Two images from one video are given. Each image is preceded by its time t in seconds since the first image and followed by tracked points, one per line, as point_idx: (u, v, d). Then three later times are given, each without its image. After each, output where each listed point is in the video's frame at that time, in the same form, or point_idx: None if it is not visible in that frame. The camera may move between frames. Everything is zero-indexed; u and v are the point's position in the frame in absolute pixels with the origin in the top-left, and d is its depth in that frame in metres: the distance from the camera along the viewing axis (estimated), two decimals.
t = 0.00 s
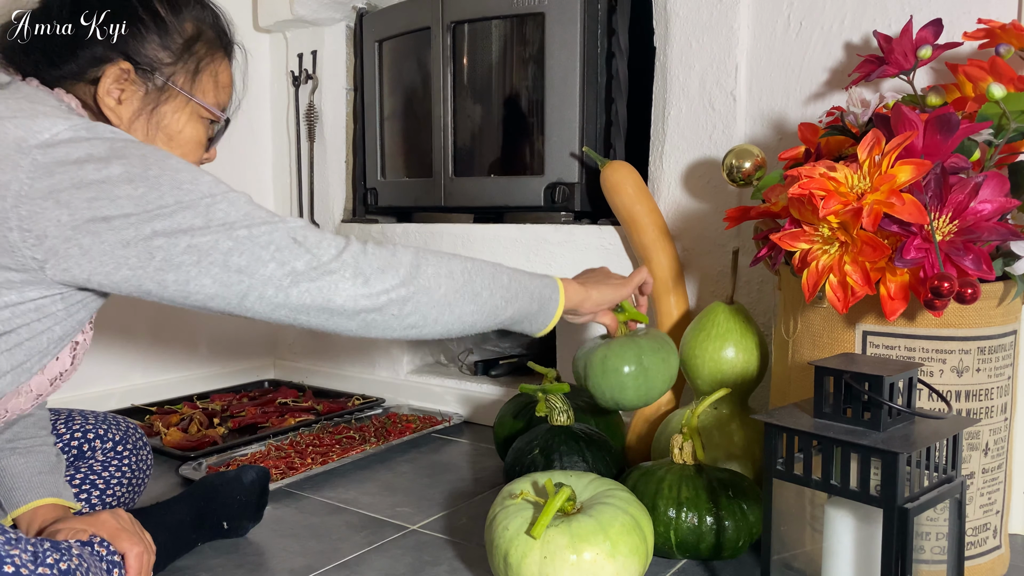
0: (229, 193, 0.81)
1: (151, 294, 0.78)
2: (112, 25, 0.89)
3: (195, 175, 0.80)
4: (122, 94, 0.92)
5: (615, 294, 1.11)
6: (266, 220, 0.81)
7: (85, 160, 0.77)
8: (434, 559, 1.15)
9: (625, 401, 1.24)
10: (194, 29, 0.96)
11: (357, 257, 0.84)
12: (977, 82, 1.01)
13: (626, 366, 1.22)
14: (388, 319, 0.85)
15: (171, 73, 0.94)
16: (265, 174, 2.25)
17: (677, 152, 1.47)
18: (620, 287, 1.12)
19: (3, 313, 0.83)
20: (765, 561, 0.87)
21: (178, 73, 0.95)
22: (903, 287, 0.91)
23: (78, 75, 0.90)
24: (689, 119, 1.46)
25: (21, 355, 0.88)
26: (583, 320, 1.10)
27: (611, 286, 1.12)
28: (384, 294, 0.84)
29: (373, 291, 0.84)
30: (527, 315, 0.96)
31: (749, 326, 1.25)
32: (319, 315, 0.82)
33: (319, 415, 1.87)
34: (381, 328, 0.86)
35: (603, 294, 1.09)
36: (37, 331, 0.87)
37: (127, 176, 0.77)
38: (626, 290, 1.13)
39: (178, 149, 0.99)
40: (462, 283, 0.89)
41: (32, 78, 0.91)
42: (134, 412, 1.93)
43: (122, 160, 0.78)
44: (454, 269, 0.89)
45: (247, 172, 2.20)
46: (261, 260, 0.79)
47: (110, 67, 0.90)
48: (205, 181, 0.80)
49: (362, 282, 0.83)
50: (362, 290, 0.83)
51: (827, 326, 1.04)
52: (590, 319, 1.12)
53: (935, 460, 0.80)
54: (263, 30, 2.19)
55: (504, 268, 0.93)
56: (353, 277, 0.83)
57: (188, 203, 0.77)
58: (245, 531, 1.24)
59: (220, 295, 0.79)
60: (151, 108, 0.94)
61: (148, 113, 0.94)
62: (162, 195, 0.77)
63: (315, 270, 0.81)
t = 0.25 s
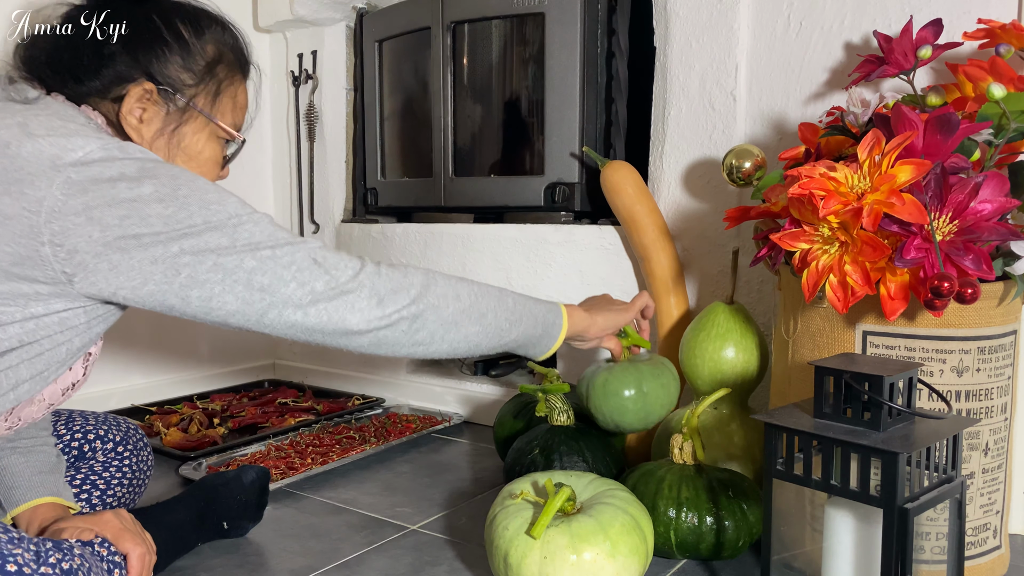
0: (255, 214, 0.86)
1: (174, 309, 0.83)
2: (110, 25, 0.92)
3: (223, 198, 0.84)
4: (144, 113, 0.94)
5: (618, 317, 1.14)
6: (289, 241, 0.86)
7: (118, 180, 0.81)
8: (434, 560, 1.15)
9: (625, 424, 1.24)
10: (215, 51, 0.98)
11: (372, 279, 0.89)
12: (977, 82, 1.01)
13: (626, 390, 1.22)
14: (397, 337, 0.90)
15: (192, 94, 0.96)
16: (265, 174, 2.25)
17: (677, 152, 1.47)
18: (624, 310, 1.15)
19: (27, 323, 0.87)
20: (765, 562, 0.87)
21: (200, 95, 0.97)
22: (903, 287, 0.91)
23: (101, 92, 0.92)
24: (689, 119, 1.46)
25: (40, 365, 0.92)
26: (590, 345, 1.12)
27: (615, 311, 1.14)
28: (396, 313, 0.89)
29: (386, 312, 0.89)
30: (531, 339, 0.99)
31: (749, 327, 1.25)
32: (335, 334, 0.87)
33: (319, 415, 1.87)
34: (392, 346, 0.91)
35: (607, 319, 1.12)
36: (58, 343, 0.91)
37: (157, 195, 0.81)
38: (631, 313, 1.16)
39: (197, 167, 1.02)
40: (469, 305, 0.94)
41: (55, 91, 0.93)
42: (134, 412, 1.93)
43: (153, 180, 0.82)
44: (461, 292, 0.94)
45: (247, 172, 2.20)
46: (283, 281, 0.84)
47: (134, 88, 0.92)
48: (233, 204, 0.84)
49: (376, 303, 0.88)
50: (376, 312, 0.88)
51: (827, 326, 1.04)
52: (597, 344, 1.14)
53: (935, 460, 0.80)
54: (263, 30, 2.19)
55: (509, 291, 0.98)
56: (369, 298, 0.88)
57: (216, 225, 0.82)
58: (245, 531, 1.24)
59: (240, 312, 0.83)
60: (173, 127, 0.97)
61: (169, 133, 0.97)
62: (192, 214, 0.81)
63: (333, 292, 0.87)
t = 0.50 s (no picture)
0: (265, 222, 0.87)
1: (188, 313, 0.84)
2: (112, 26, 0.93)
3: (233, 205, 0.86)
4: (154, 123, 0.95)
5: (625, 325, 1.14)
6: (298, 246, 0.88)
7: (132, 187, 0.81)
8: (434, 559, 1.15)
9: (632, 432, 1.24)
10: (226, 63, 1.00)
11: (379, 284, 0.91)
12: (977, 83, 1.01)
13: (633, 398, 1.22)
14: (405, 340, 0.91)
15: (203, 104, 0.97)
16: (265, 174, 2.25)
17: (677, 152, 1.47)
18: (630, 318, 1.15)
19: (38, 328, 0.87)
20: (765, 562, 0.87)
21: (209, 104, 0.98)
22: (903, 287, 0.91)
23: (113, 100, 0.93)
24: (689, 119, 1.46)
25: (49, 368, 0.92)
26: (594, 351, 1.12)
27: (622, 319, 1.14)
28: (403, 316, 0.90)
29: (394, 316, 0.90)
30: (537, 345, 1.00)
31: (749, 327, 1.25)
32: (344, 338, 0.89)
33: (319, 415, 1.87)
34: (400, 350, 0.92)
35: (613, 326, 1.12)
36: (67, 347, 0.92)
37: (170, 202, 0.82)
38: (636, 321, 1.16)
39: (204, 176, 1.02)
40: (473, 310, 0.94)
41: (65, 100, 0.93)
42: (134, 411, 1.93)
43: (166, 186, 0.83)
44: (466, 298, 0.95)
45: (247, 172, 2.20)
46: (293, 284, 0.86)
47: (144, 97, 0.93)
48: (244, 211, 0.86)
49: (384, 307, 0.90)
50: (384, 316, 0.90)
51: (827, 326, 1.04)
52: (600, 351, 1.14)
53: (935, 460, 0.80)
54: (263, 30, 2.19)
55: (514, 297, 0.99)
56: (377, 303, 0.90)
57: (222, 229, 0.84)
58: (244, 531, 1.24)
59: (251, 315, 0.85)
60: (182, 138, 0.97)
61: (179, 142, 0.97)
62: (204, 221, 0.83)
63: (343, 296, 0.88)
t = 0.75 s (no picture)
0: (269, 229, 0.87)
1: (188, 318, 0.84)
2: (112, 25, 0.93)
3: (238, 211, 0.86)
4: (155, 125, 0.95)
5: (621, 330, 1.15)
6: (300, 251, 0.87)
7: (135, 191, 0.81)
8: (434, 559, 1.15)
9: (629, 432, 1.24)
10: (227, 65, 0.99)
11: (380, 290, 0.91)
12: (977, 83, 1.01)
13: (631, 398, 1.23)
14: (402, 345, 0.92)
15: (204, 108, 0.97)
16: (265, 175, 2.25)
17: (677, 152, 1.47)
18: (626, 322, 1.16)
19: (40, 331, 0.87)
20: (765, 562, 0.87)
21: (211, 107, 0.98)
22: (903, 287, 0.91)
23: (114, 103, 0.93)
24: (689, 119, 1.46)
25: (51, 372, 0.92)
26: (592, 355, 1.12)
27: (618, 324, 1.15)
28: (403, 322, 0.91)
29: (393, 321, 0.90)
30: (533, 350, 1.00)
31: (749, 327, 1.25)
32: (344, 343, 0.89)
33: (319, 415, 1.87)
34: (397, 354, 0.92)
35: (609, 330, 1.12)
36: (68, 352, 0.92)
37: (174, 207, 0.82)
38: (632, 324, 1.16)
39: (205, 179, 1.02)
40: (472, 315, 0.95)
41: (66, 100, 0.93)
42: (134, 411, 1.93)
43: (169, 191, 0.83)
44: (465, 304, 0.95)
45: (247, 172, 2.20)
46: (295, 290, 0.86)
47: (145, 100, 0.93)
48: (248, 216, 0.86)
49: (384, 313, 0.90)
50: (383, 321, 0.90)
51: (827, 326, 1.04)
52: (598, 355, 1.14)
53: (935, 460, 0.80)
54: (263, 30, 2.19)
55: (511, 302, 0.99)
56: (377, 308, 0.90)
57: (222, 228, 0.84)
58: (244, 531, 1.24)
59: (253, 320, 0.85)
60: (184, 141, 0.97)
61: (181, 145, 0.97)
62: (208, 227, 0.83)
63: (345, 302, 0.88)
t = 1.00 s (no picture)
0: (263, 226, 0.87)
1: (183, 317, 0.84)
2: (112, 25, 0.93)
3: (233, 209, 0.86)
4: (149, 121, 0.95)
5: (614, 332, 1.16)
6: (295, 251, 0.88)
7: (130, 188, 0.81)
8: (434, 560, 1.15)
9: (628, 431, 1.24)
10: (221, 61, 1.00)
11: (374, 290, 0.91)
12: (977, 83, 1.01)
13: (631, 398, 1.23)
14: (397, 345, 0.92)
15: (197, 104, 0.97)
16: (265, 175, 2.25)
17: (677, 152, 1.47)
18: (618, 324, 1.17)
19: (36, 328, 0.87)
20: (765, 562, 0.87)
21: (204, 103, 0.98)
22: (903, 287, 0.91)
23: (107, 99, 0.93)
24: (688, 119, 1.46)
25: (47, 370, 0.92)
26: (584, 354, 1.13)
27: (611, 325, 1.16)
28: (397, 321, 0.91)
29: (388, 320, 0.90)
30: (527, 350, 1.00)
31: (749, 327, 1.25)
32: (339, 342, 0.89)
33: (319, 415, 1.87)
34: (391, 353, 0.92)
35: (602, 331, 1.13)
36: (64, 349, 0.92)
37: (169, 204, 0.82)
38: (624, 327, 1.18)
39: (199, 175, 1.03)
40: (466, 315, 0.95)
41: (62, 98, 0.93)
42: (134, 412, 1.93)
43: (165, 189, 0.83)
44: (459, 305, 0.95)
45: (247, 172, 2.20)
46: (290, 289, 0.86)
47: (138, 96, 0.93)
48: (242, 215, 0.86)
49: (379, 311, 0.90)
50: (377, 321, 0.90)
51: (827, 326, 1.04)
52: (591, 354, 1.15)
53: (935, 460, 0.80)
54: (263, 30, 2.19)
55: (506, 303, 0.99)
56: (372, 307, 0.90)
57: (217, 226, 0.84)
58: (244, 532, 1.24)
59: (248, 319, 0.85)
60: (178, 137, 0.97)
61: (174, 141, 0.98)
62: (203, 225, 0.83)
63: (339, 301, 0.88)
